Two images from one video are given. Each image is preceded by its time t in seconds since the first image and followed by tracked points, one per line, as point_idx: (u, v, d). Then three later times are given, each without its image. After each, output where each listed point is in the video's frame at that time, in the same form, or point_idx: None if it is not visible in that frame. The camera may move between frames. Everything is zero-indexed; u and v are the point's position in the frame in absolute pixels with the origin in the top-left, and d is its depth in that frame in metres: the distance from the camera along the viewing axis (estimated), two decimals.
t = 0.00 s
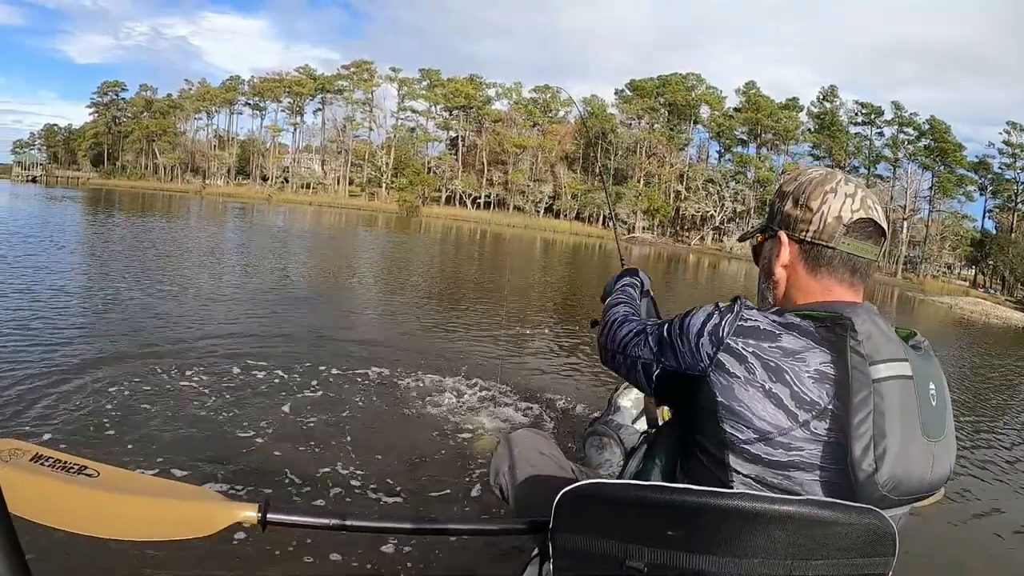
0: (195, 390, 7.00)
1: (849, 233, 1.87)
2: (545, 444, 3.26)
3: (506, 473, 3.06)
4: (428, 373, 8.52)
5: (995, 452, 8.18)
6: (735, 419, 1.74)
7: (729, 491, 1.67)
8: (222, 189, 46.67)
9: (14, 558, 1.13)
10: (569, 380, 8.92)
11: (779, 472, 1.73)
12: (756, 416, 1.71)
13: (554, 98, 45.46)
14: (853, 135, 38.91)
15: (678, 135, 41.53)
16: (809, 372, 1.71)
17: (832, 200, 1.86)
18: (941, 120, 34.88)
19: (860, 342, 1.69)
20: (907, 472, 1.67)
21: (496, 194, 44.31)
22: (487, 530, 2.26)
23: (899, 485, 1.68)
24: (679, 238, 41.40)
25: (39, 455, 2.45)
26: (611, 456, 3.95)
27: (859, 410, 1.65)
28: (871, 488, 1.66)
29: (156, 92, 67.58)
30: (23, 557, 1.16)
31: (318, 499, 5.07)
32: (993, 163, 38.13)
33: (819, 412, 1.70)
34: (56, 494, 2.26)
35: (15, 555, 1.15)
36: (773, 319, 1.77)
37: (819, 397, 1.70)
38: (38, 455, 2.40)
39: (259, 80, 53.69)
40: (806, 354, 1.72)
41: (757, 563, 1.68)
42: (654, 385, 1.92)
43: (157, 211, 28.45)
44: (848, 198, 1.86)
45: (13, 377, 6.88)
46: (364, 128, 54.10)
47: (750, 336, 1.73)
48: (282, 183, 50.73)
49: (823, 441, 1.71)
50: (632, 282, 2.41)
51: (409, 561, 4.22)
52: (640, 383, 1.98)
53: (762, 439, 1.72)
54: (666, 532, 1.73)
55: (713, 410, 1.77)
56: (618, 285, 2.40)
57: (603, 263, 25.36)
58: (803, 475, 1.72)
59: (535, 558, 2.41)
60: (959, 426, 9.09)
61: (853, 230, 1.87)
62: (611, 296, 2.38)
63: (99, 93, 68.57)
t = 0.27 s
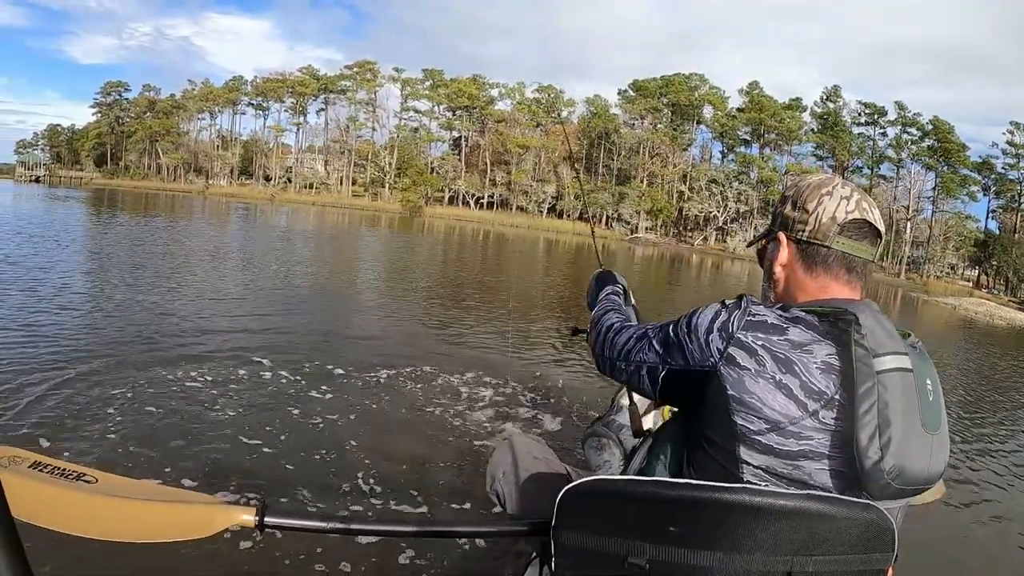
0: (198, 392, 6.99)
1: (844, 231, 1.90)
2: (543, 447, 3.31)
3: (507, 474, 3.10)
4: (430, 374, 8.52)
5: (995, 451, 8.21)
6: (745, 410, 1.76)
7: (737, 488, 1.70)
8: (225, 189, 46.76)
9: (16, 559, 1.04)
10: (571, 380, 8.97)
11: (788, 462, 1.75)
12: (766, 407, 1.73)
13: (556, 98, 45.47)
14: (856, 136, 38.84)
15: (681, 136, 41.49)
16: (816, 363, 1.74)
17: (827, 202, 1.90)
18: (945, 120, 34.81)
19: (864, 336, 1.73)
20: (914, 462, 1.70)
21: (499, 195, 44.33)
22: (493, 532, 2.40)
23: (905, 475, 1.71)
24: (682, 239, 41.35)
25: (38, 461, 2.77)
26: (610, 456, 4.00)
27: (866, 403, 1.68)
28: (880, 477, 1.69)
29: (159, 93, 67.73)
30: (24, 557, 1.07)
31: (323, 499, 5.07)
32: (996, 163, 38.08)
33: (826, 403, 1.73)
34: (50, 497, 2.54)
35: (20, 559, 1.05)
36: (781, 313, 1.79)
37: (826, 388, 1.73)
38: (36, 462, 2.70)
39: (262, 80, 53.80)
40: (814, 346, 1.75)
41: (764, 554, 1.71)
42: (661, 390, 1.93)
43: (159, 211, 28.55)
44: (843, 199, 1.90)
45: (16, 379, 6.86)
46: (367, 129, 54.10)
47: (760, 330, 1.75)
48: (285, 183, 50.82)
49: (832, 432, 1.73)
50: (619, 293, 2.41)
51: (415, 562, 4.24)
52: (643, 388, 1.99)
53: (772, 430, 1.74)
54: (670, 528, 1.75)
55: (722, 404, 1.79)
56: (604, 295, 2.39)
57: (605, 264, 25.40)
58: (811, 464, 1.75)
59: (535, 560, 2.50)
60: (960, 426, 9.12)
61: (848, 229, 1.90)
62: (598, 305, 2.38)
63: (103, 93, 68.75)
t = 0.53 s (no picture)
0: (201, 392, 7.01)
1: (840, 231, 1.91)
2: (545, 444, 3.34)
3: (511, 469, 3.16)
4: (432, 374, 8.53)
5: (997, 451, 8.20)
6: (747, 406, 1.76)
7: (737, 486, 1.71)
8: (228, 189, 46.86)
9: (16, 558, 1.14)
10: (572, 379, 8.99)
11: (788, 457, 1.76)
12: (767, 401, 1.74)
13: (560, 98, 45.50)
14: (859, 136, 38.79)
15: (684, 136, 41.49)
16: (816, 359, 1.75)
17: (825, 202, 1.92)
18: (948, 121, 34.77)
19: (861, 335, 1.74)
20: (912, 459, 1.71)
21: (502, 195, 44.36)
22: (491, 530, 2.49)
23: (903, 471, 1.72)
24: (685, 239, 41.33)
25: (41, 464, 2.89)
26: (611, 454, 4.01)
27: (864, 400, 1.70)
28: (879, 473, 1.70)
29: (163, 93, 67.87)
30: (23, 553, 1.17)
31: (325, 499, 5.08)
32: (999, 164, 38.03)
33: (826, 398, 1.73)
34: (50, 498, 2.64)
35: (19, 554, 1.15)
36: (781, 311, 1.80)
37: (826, 382, 1.73)
38: (39, 465, 2.82)
39: (265, 80, 53.90)
40: (814, 342, 1.75)
41: (764, 552, 1.72)
42: (660, 391, 1.93)
43: (162, 211, 28.62)
44: (840, 200, 1.92)
45: (19, 378, 6.89)
46: (370, 129, 54.19)
47: (761, 326, 1.76)
48: (288, 184, 50.92)
49: (832, 427, 1.74)
50: (607, 304, 2.40)
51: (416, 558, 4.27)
52: (643, 390, 2.00)
53: (773, 424, 1.75)
54: (670, 526, 1.77)
55: (723, 400, 1.79)
56: (594, 306, 2.39)
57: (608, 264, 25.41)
58: (810, 458, 1.76)
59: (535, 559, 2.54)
60: (963, 426, 9.11)
61: (844, 229, 1.92)
62: (589, 313, 2.39)
63: (106, 93, 68.89)
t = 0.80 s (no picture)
0: (204, 392, 7.03)
1: (830, 233, 1.93)
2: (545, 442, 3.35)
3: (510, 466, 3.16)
4: (434, 374, 8.55)
5: (999, 453, 8.17)
6: (743, 400, 1.77)
7: (734, 485, 1.73)
8: (231, 188, 46.90)
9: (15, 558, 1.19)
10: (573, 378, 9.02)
11: (783, 450, 1.77)
12: (762, 396, 1.76)
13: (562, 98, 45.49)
14: (862, 137, 38.72)
15: (686, 136, 41.45)
16: (810, 354, 1.77)
17: (815, 205, 1.94)
18: (951, 121, 34.65)
19: (852, 334, 1.77)
20: (904, 457, 1.74)
21: (505, 195, 44.36)
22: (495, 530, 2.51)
23: (896, 468, 1.74)
24: (688, 239, 41.29)
25: (38, 460, 2.91)
26: (609, 452, 4.01)
27: (857, 397, 1.72)
28: (873, 470, 1.72)
29: (165, 93, 67.98)
30: (20, 550, 1.21)
31: (326, 498, 5.10)
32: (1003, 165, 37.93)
33: (820, 392, 1.75)
34: (51, 497, 2.69)
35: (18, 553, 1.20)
36: (774, 308, 1.82)
37: (819, 377, 1.75)
38: (35, 461, 2.83)
39: (268, 80, 53.96)
40: (807, 338, 1.78)
41: (761, 548, 1.74)
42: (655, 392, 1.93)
43: (165, 211, 28.63)
44: (830, 203, 1.94)
45: (22, 378, 6.92)
46: (373, 129, 54.20)
47: (756, 323, 1.78)
48: (291, 183, 50.97)
49: (826, 423, 1.76)
50: (596, 293, 2.43)
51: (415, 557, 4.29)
52: (636, 391, 2.02)
53: (769, 418, 1.76)
54: (670, 527, 1.78)
55: (720, 397, 1.80)
56: (580, 297, 2.41)
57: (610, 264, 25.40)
58: (804, 452, 1.77)
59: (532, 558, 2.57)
60: (964, 427, 9.08)
61: (834, 231, 1.94)
62: (574, 307, 2.40)
63: (109, 93, 68.99)
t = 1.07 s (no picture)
0: (206, 391, 7.06)
1: (818, 238, 1.96)
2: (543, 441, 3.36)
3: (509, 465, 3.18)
4: (435, 374, 8.58)
5: (998, 453, 8.18)
6: (742, 387, 1.79)
7: (733, 477, 1.73)
8: (233, 189, 46.94)
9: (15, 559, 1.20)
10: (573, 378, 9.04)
11: (781, 434, 1.79)
12: (761, 382, 1.78)
13: (565, 99, 45.49)
14: (865, 137, 38.67)
15: (689, 136, 41.42)
16: (802, 342, 1.81)
17: (805, 213, 1.97)
18: (954, 121, 34.62)
19: (844, 324, 1.81)
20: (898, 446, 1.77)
21: (508, 195, 44.36)
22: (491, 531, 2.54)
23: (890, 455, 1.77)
24: (690, 240, 41.25)
25: (42, 457, 2.99)
26: (609, 451, 4.07)
27: (851, 383, 1.75)
28: (868, 456, 1.75)
29: (168, 93, 68.07)
30: (18, 543, 1.24)
31: (328, 496, 5.12)
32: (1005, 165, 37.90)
33: (815, 378, 1.79)
34: (52, 495, 2.78)
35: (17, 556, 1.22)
36: (767, 301, 1.86)
37: (812, 364, 1.80)
38: (38, 459, 2.92)
39: (271, 81, 54.03)
40: (799, 328, 1.82)
41: (760, 538, 1.75)
42: (649, 394, 1.92)
43: (167, 211, 28.63)
44: (820, 210, 1.97)
45: (23, 378, 6.94)
46: (375, 129, 54.32)
47: (751, 313, 1.82)
48: (294, 184, 51.01)
49: (820, 408, 1.80)
50: (586, 301, 2.42)
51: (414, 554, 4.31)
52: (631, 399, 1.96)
53: (767, 403, 1.78)
54: (669, 520, 1.79)
55: (719, 387, 1.82)
56: (570, 305, 2.40)
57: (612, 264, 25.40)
58: (801, 436, 1.80)
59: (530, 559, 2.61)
60: (965, 426, 9.09)
61: (822, 236, 1.97)
62: (565, 316, 2.37)
63: (112, 93, 69.08)
